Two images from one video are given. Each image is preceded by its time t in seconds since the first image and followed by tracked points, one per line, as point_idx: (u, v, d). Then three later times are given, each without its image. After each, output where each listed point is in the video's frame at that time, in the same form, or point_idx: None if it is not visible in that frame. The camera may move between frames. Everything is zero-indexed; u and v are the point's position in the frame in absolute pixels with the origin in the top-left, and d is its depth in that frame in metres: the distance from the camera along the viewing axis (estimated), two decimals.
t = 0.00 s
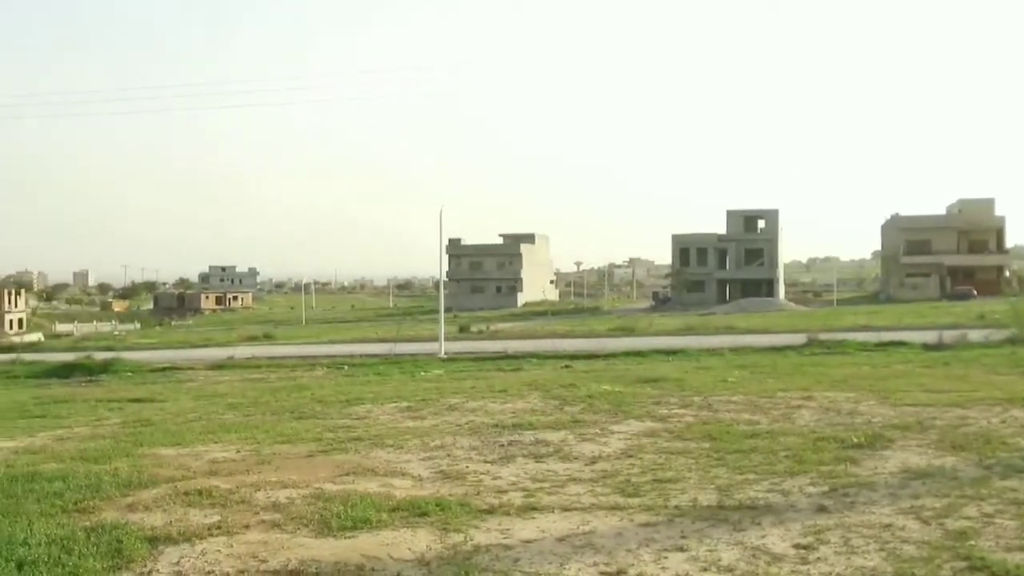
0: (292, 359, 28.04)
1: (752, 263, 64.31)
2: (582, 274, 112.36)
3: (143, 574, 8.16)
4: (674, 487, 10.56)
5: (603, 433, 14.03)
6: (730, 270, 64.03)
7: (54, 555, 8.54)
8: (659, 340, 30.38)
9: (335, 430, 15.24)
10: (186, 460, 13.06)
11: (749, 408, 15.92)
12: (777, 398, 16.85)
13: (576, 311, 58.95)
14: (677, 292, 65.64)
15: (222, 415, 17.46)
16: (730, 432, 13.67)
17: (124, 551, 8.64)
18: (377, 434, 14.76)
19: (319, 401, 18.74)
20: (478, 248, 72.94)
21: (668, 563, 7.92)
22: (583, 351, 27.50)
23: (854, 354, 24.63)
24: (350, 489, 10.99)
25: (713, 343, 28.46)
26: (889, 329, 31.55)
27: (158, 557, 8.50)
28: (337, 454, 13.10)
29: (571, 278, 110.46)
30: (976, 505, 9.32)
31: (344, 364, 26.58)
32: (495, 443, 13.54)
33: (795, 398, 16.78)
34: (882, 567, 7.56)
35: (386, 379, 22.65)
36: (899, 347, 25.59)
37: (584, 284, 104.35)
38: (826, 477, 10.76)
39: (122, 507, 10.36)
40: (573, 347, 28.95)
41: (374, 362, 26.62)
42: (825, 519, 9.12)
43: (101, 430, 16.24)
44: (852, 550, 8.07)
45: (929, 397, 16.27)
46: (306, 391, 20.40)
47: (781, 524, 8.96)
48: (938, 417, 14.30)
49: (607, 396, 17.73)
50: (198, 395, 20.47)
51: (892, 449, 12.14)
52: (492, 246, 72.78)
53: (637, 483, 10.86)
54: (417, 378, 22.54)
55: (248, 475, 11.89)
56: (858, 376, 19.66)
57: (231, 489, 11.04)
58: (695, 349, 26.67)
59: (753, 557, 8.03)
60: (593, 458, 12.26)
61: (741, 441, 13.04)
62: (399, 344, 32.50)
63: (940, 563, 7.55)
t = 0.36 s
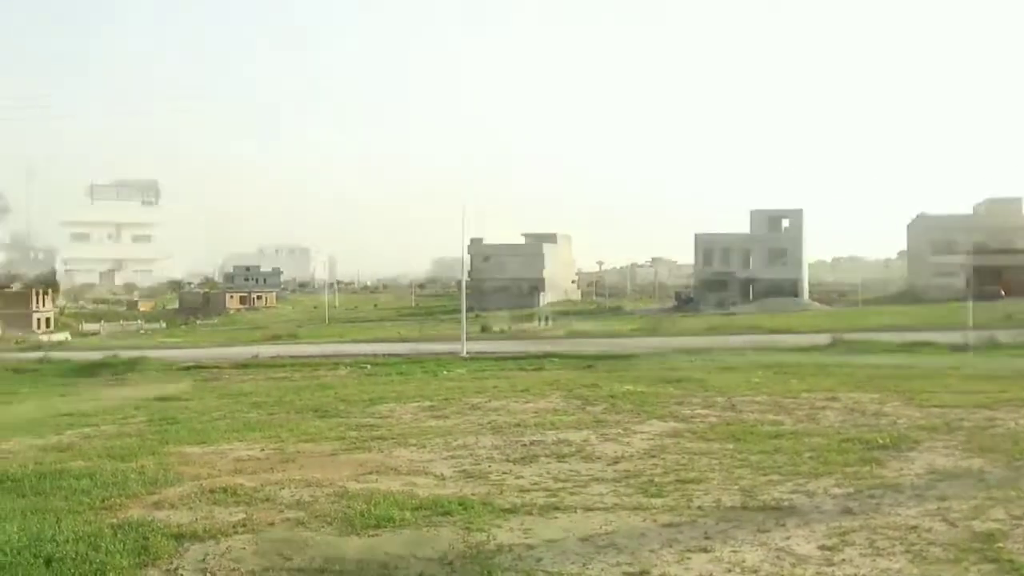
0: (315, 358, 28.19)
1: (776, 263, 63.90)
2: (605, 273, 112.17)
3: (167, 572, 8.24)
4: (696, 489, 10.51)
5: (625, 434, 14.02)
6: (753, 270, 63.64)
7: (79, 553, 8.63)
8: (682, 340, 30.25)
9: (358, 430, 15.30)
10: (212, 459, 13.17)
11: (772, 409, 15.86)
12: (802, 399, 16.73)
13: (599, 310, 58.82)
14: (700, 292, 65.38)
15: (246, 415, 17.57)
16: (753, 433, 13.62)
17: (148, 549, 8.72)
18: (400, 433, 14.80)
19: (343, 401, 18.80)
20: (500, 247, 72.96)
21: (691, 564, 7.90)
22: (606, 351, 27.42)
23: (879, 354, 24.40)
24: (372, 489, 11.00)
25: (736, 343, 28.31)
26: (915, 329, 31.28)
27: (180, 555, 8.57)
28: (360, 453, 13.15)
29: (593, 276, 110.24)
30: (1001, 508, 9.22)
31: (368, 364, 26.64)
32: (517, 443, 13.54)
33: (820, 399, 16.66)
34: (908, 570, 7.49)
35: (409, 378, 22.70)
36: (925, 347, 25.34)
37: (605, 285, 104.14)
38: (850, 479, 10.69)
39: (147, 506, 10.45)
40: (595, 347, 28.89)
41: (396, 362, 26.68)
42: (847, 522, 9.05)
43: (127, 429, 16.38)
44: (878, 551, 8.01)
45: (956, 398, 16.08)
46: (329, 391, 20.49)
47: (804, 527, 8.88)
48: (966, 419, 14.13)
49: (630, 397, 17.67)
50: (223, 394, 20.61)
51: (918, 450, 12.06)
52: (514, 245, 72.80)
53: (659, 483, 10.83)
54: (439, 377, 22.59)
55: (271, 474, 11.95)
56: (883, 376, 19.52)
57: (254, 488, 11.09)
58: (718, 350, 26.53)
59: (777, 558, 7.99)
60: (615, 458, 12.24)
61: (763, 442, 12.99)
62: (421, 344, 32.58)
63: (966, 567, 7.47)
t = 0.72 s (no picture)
0: (290, 372, 28.22)
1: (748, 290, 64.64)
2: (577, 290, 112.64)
3: (173, 572, 8.31)
4: (686, 515, 10.82)
5: (610, 458, 14.32)
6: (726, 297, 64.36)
7: (83, 559, 8.66)
8: (654, 364, 30.64)
9: (344, 446, 15.46)
10: (201, 473, 13.26)
11: (751, 441, 16.26)
12: (772, 433, 17.14)
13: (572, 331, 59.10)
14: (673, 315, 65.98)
15: (225, 429, 17.64)
16: (734, 466, 13.97)
17: (152, 552, 8.79)
18: (388, 450, 14.99)
19: (321, 417, 18.92)
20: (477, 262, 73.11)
21: None
22: (580, 376, 27.69)
23: (847, 386, 24.95)
24: (370, 489, 11.18)
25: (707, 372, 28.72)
26: (882, 360, 32.02)
27: (187, 553, 8.65)
28: (351, 468, 13.33)
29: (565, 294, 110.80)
30: (982, 549, 9.63)
31: (347, 377, 26.75)
32: (508, 457, 13.81)
33: (790, 433, 17.08)
34: None
35: (386, 393, 22.85)
36: (891, 382, 25.95)
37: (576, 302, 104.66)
38: (834, 513, 11.05)
39: (144, 513, 10.52)
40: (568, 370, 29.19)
41: (371, 376, 26.79)
42: (836, 555, 9.39)
43: (109, 441, 16.36)
44: None
45: (921, 440, 16.58)
46: (307, 404, 20.59)
47: (796, 558, 9.20)
48: (929, 460, 14.60)
49: (606, 424, 17.98)
50: (200, 404, 20.64)
51: (885, 488, 12.50)
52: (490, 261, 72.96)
53: (649, 508, 11.14)
54: (416, 394, 22.77)
55: (266, 485, 12.07)
56: (856, 411, 20.03)
57: (250, 496, 11.23)
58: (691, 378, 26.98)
59: None
60: (605, 479, 12.53)
61: (744, 474, 13.36)
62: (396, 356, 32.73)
63: None
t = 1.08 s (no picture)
0: (257, 373, 27.98)
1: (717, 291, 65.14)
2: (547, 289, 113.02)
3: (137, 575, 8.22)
4: (654, 514, 10.89)
5: (579, 457, 14.39)
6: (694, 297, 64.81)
7: (45, 563, 8.55)
8: (623, 364, 30.75)
9: (312, 447, 15.39)
10: (167, 475, 13.15)
11: (718, 440, 16.39)
12: (740, 432, 17.28)
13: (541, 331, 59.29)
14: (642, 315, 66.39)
15: (191, 431, 17.46)
16: (702, 465, 14.08)
17: (116, 556, 8.69)
18: (357, 451, 14.92)
19: (289, 419, 18.79)
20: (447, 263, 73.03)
21: None
22: (549, 376, 27.73)
23: (814, 385, 25.19)
24: (339, 491, 11.13)
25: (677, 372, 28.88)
26: (848, 359, 32.41)
27: (151, 556, 8.56)
28: (320, 469, 13.30)
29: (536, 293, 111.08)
30: (943, 546, 9.80)
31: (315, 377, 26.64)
32: (477, 457, 13.83)
33: (757, 432, 17.23)
34: None
35: (355, 394, 22.74)
36: (857, 381, 26.26)
37: (546, 302, 104.91)
38: (799, 511, 11.17)
39: (109, 516, 10.40)
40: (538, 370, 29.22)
41: (340, 377, 26.64)
42: (801, 552, 9.50)
43: (74, 443, 16.17)
44: None
45: (886, 438, 16.80)
46: (275, 405, 20.43)
47: (762, 556, 9.30)
48: (894, 458, 14.79)
49: (576, 425, 18.02)
50: (166, 406, 20.41)
51: (851, 487, 12.65)
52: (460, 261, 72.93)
53: (618, 507, 11.20)
54: (385, 394, 22.67)
55: (233, 487, 11.97)
56: (821, 410, 20.26)
57: (217, 498, 11.14)
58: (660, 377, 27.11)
59: None
60: (574, 479, 12.57)
61: (711, 473, 13.48)
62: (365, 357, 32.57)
63: None
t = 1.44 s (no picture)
0: (221, 374, 27.68)
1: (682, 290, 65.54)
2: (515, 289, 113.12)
3: None
4: (620, 513, 10.94)
5: (546, 457, 14.42)
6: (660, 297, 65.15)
7: (4, 568, 8.39)
8: (589, 363, 30.83)
9: (277, 448, 15.27)
10: (129, 478, 12.96)
11: (684, 439, 16.47)
12: (705, 431, 17.41)
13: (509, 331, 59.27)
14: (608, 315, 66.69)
15: (154, 433, 17.24)
16: (667, 463, 14.17)
17: (77, 560, 8.55)
18: (322, 453, 14.81)
19: (253, 420, 18.62)
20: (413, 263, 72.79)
21: None
22: (516, 376, 27.73)
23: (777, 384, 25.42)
24: (304, 493, 11.04)
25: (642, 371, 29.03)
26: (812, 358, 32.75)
27: (113, 560, 8.44)
28: (284, 471, 13.17)
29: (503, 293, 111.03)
30: (904, 542, 9.94)
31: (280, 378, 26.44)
32: (444, 458, 13.81)
33: (722, 431, 17.36)
34: None
35: (320, 395, 22.59)
36: (819, 379, 26.57)
37: (514, 302, 104.97)
38: (763, 509, 11.27)
39: (69, 520, 10.23)
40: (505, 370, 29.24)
41: (305, 377, 26.44)
42: (765, 550, 9.60)
43: (32, 446, 15.89)
44: None
45: (848, 436, 17.02)
46: (239, 407, 20.24)
47: (727, 554, 9.37)
48: (855, 456, 14.98)
49: (542, 425, 18.03)
50: (127, 408, 20.11)
51: (813, 484, 12.79)
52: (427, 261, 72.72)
53: (585, 506, 11.23)
54: (351, 395, 22.55)
55: (195, 489, 11.83)
56: (786, 409, 20.45)
57: (180, 501, 10.99)
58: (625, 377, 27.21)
59: None
60: (541, 478, 12.58)
61: (677, 471, 13.58)
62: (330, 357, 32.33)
63: None
